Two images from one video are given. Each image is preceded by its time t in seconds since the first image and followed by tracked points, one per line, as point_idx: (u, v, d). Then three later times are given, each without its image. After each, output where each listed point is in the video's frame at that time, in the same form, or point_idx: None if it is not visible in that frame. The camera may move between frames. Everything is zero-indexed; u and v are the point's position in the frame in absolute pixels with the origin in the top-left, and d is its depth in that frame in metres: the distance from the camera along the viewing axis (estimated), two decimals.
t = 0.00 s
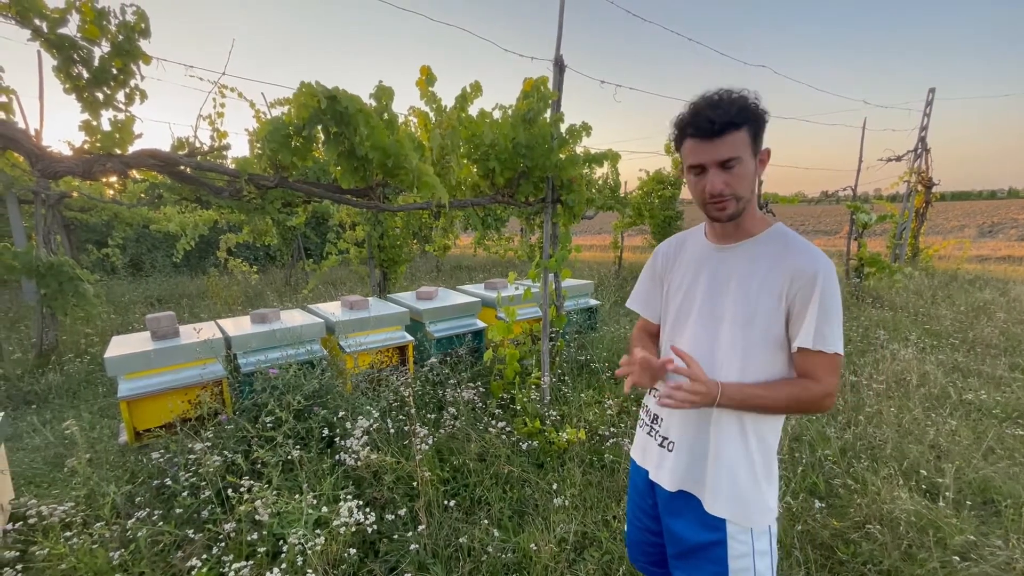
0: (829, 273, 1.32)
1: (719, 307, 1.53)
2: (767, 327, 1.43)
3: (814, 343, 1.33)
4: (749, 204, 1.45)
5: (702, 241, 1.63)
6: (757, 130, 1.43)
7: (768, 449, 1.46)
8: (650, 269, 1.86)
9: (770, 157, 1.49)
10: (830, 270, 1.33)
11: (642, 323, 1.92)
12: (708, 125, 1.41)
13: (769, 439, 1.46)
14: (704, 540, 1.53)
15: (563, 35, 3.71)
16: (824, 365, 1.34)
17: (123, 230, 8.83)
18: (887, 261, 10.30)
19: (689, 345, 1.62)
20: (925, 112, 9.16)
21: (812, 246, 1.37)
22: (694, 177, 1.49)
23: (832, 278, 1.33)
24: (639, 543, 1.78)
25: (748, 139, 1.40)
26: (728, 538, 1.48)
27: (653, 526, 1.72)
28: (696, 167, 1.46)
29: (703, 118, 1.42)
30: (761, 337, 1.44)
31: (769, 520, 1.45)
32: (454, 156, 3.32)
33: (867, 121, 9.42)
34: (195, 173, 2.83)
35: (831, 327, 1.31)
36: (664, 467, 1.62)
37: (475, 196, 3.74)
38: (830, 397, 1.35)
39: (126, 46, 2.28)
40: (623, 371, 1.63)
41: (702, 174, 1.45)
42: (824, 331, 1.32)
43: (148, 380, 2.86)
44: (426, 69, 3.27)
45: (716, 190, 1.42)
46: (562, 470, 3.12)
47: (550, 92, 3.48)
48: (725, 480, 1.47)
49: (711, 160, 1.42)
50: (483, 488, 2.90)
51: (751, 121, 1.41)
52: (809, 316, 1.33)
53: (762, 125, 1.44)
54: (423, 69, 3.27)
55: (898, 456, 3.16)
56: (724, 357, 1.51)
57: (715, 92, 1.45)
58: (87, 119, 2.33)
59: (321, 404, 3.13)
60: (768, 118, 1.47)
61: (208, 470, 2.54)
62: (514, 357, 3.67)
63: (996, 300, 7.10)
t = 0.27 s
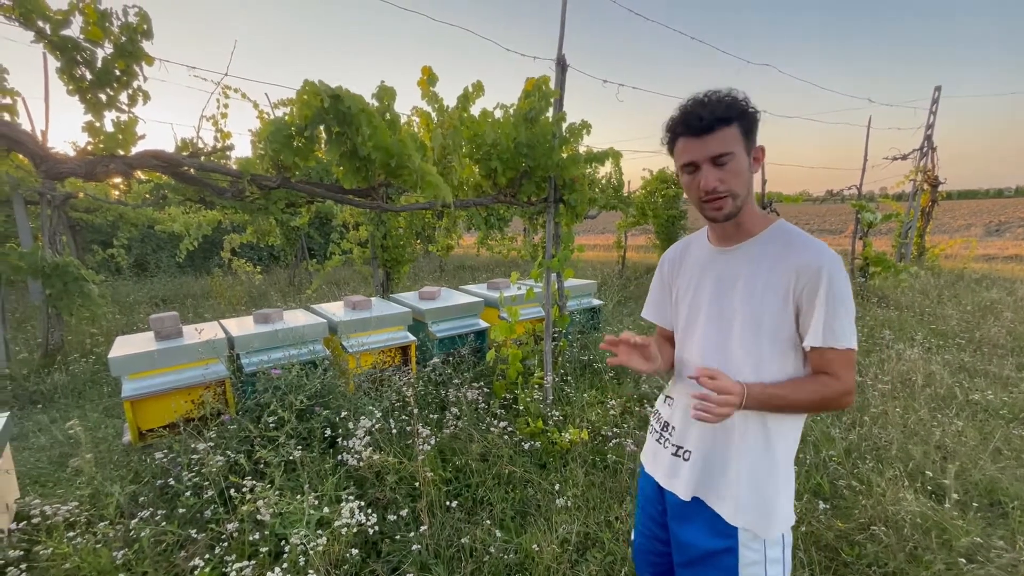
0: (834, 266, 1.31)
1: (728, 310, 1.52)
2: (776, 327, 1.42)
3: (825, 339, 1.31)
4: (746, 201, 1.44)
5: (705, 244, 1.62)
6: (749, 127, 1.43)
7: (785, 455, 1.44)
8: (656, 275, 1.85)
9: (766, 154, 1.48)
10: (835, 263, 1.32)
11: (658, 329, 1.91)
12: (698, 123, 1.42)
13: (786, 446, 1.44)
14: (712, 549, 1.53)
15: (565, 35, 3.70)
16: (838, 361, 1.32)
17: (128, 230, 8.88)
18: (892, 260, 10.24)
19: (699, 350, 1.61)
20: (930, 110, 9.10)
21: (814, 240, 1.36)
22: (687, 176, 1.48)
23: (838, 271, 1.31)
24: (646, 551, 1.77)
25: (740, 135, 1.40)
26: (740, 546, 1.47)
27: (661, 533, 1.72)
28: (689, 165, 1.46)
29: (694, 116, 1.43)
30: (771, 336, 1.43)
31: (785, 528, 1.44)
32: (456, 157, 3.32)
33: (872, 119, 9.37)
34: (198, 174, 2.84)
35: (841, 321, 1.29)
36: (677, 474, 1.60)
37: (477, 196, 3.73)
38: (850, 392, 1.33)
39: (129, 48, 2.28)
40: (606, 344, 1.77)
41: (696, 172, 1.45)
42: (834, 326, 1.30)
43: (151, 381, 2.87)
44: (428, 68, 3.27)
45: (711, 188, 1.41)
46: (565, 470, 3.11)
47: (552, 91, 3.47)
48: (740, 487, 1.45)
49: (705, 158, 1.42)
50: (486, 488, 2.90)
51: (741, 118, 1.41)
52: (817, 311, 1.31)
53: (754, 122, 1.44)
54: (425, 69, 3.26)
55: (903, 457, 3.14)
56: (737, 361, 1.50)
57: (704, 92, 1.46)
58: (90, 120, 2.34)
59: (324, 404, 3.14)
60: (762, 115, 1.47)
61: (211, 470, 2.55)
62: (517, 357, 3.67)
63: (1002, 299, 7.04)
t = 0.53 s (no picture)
0: (833, 261, 1.29)
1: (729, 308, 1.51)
2: (776, 324, 1.40)
3: (826, 336, 1.29)
4: (754, 199, 1.42)
5: (707, 244, 1.61)
6: (765, 124, 1.41)
7: (794, 459, 1.42)
8: (663, 277, 1.85)
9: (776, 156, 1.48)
10: (835, 258, 1.30)
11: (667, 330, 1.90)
12: (719, 113, 1.40)
13: (794, 449, 1.42)
14: (722, 554, 1.51)
15: (568, 33, 3.69)
16: (840, 357, 1.30)
17: (134, 231, 8.94)
18: (899, 259, 10.15)
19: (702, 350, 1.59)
20: (938, 108, 9.01)
21: (814, 235, 1.35)
22: (698, 167, 1.46)
23: (838, 266, 1.29)
24: (659, 552, 1.76)
25: (758, 131, 1.39)
26: (748, 551, 1.45)
27: (672, 535, 1.70)
28: (702, 155, 1.43)
29: (715, 104, 1.41)
30: (770, 334, 1.41)
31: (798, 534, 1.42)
32: (458, 156, 3.31)
33: (879, 118, 9.29)
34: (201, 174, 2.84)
35: (841, 316, 1.27)
36: (687, 478, 1.59)
37: (480, 195, 3.72)
38: (853, 389, 1.31)
39: (132, 49, 2.29)
40: (596, 344, 1.78)
41: (708, 163, 1.42)
42: (833, 321, 1.28)
43: (155, 380, 2.88)
44: (430, 68, 3.26)
45: (721, 180, 1.39)
46: (568, 471, 3.10)
47: (555, 90, 3.45)
48: (748, 491, 1.43)
49: (718, 150, 1.40)
50: (488, 489, 2.89)
51: (758, 114, 1.40)
52: (816, 306, 1.29)
53: (770, 119, 1.43)
54: (427, 69, 3.26)
55: (910, 459, 3.10)
56: (737, 359, 1.48)
57: (723, 83, 1.44)
58: (93, 121, 2.35)
59: (326, 404, 3.14)
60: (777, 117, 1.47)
61: (214, 470, 2.55)
62: (520, 358, 3.66)
63: (1012, 299, 6.96)
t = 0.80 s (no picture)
0: (850, 262, 1.26)
1: (741, 307, 1.48)
2: (789, 325, 1.37)
3: (839, 340, 1.26)
4: (762, 197, 1.39)
5: (721, 241, 1.59)
6: (765, 119, 1.38)
7: (802, 464, 1.39)
8: (673, 273, 1.82)
9: (784, 148, 1.43)
10: (852, 259, 1.26)
11: (673, 328, 1.88)
12: (709, 119, 1.38)
13: (803, 453, 1.39)
14: (730, 558, 1.49)
15: (572, 31, 3.67)
16: (854, 363, 1.27)
17: (141, 230, 9.00)
18: (908, 259, 10.04)
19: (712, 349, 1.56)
20: (948, 106, 8.91)
21: (831, 235, 1.32)
22: (699, 174, 1.45)
23: (855, 268, 1.25)
24: (666, 555, 1.74)
25: (755, 129, 1.36)
26: (756, 556, 1.43)
27: (679, 538, 1.68)
28: (700, 162, 1.42)
29: (704, 111, 1.39)
30: (782, 335, 1.38)
31: (805, 541, 1.39)
32: (462, 155, 3.30)
33: (887, 115, 9.19)
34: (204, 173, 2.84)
35: (857, 320, 1.24)
36: (693, 479, 1.57)
37: (483, 195, 3.70)
38: (866, 397, 1.28)
39: (135, 48, 2.29)
40: (616, 361, 1.72)
41: (706, 169, 1.41)
42: (848, 325, 1.25)
43: (158, 379, 2.88)
44: (433, 67, 3.25)
45: (722, 185, 1.37)
46: (571, 471, 3.08)
47: (558, 88, 3.43)
48: (756, 495, 1.41)
49: (716, 154, 1.38)
50: (491, 489, 2.88)
51: (757, 109, 1.37)
52: (830, 308, 1.26)
53: (771, 113, 1.39)
54: (430, 68, 3.25)
55: (919, 460, 3.06)
56: (748, 359, 1.45)
57: (716, 83, 1.42)
58: (97, 120, 2.35)
59: (329, 404, 3.13)
60: (778, 108, 1.42)
61: (217, 469, 2.55)
62: (524, 357, 3.64)
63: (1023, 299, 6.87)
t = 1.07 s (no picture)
0: (859, 259, 1.22)
1: (746, 306, 1.46)
2: (795, 324, 1.34)
3: (851, 340, 1.22)
4: (770, 190, 1.37)
5: (726, 238, 1.56)
6: (773, 110, 1.36)
7: (808, 469, 1.36)
8: (676, 272, 1.79)
9: (792, 140, 1.40)
10: (861, 256, 1.23)
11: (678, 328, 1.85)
12: (718, 106, 1.36)
13: (809, 458, 1.36)
14: (737, 567, 1.46)
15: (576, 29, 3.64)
16: (865, 364, 1.23)
17: (149, 230, 9.06)
18: (917, 258, 9.93)
19: (717, 349, 1.54)
20: (959, 104, 8.79)
21: (839, 232, 1.28)
22: (706, 164, 1.42)
23: (863, 264, 1.22)
24: (674, 561, 1.72)
25: (764, 118, 1.33)
26: (762, 564, 1.40)
27: (686, 544, 1.66)
28: (708, 151, 1.39)
29: (712, 99, 1.37)
30: (789, 335, 1.35)
31: (813, 547, 1.36)
32: (465, 154, 3.29)
33: (897, 113, 9.08)
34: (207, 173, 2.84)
35: (867, 318, 1.20)
36: (697, 482, 1.55)
37: (487, 194, 3.68)
38: (880, 402, 1.23)
39: (137, 47, 2.28)
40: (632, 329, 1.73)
41: (715, 159, 1.38)
42: (859, 324, 1.21)
43: (162, 378, 2.89)
44: (436, 65, 3.23)
45: (731, 175, 1.34)
46: (574, 472, 3.06)
47: (562, 87, 3.40)
48: (760, 501, 1.38)
49: (724, 144, 1.35)
50: (494, 490, 2.86)
51: (765, 100, 1.34)
52: (838, 308, 1.23)
53: (779, 104, 1.37)
54: (433, 66, 3.23)
55: (928, 463, 3.01)
56: (754, 360, 1.43)
57: (725, 72, 1.39)
58: (100, 120, 2.35)
59: (332, 403, 3.12)
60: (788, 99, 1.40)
61: (219, 469, 2.55)
62: (527, 357, 3.62)
63: None
